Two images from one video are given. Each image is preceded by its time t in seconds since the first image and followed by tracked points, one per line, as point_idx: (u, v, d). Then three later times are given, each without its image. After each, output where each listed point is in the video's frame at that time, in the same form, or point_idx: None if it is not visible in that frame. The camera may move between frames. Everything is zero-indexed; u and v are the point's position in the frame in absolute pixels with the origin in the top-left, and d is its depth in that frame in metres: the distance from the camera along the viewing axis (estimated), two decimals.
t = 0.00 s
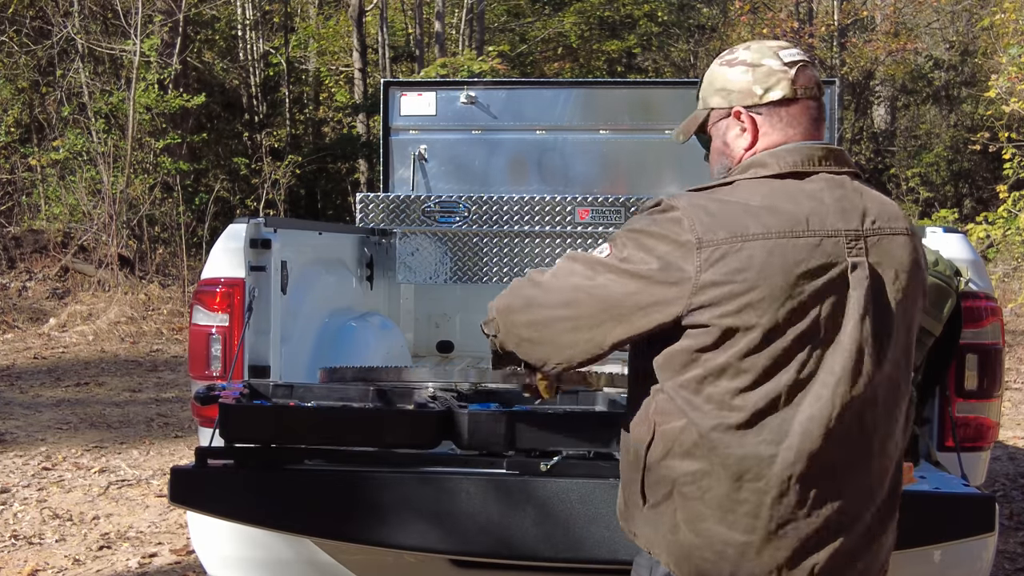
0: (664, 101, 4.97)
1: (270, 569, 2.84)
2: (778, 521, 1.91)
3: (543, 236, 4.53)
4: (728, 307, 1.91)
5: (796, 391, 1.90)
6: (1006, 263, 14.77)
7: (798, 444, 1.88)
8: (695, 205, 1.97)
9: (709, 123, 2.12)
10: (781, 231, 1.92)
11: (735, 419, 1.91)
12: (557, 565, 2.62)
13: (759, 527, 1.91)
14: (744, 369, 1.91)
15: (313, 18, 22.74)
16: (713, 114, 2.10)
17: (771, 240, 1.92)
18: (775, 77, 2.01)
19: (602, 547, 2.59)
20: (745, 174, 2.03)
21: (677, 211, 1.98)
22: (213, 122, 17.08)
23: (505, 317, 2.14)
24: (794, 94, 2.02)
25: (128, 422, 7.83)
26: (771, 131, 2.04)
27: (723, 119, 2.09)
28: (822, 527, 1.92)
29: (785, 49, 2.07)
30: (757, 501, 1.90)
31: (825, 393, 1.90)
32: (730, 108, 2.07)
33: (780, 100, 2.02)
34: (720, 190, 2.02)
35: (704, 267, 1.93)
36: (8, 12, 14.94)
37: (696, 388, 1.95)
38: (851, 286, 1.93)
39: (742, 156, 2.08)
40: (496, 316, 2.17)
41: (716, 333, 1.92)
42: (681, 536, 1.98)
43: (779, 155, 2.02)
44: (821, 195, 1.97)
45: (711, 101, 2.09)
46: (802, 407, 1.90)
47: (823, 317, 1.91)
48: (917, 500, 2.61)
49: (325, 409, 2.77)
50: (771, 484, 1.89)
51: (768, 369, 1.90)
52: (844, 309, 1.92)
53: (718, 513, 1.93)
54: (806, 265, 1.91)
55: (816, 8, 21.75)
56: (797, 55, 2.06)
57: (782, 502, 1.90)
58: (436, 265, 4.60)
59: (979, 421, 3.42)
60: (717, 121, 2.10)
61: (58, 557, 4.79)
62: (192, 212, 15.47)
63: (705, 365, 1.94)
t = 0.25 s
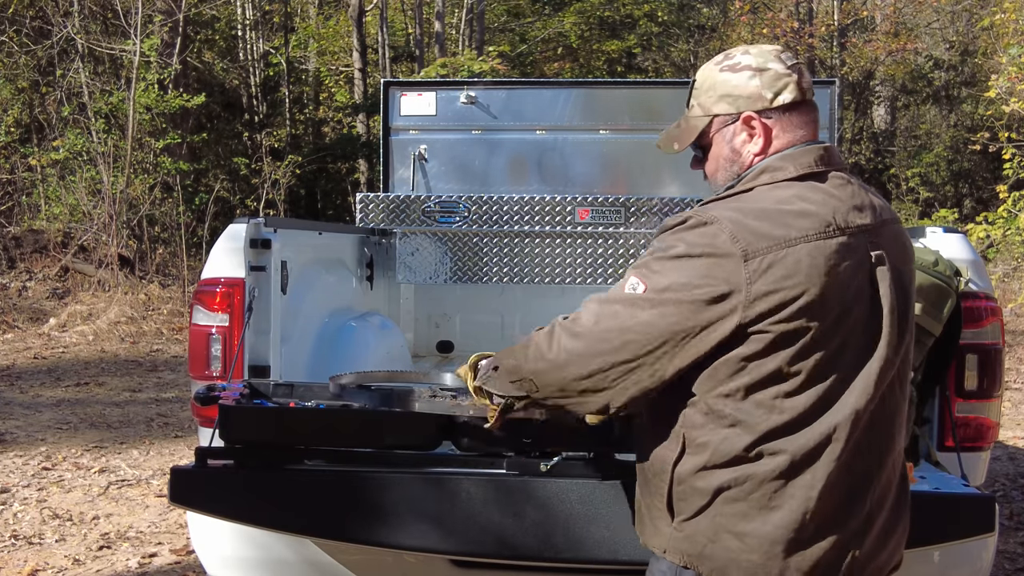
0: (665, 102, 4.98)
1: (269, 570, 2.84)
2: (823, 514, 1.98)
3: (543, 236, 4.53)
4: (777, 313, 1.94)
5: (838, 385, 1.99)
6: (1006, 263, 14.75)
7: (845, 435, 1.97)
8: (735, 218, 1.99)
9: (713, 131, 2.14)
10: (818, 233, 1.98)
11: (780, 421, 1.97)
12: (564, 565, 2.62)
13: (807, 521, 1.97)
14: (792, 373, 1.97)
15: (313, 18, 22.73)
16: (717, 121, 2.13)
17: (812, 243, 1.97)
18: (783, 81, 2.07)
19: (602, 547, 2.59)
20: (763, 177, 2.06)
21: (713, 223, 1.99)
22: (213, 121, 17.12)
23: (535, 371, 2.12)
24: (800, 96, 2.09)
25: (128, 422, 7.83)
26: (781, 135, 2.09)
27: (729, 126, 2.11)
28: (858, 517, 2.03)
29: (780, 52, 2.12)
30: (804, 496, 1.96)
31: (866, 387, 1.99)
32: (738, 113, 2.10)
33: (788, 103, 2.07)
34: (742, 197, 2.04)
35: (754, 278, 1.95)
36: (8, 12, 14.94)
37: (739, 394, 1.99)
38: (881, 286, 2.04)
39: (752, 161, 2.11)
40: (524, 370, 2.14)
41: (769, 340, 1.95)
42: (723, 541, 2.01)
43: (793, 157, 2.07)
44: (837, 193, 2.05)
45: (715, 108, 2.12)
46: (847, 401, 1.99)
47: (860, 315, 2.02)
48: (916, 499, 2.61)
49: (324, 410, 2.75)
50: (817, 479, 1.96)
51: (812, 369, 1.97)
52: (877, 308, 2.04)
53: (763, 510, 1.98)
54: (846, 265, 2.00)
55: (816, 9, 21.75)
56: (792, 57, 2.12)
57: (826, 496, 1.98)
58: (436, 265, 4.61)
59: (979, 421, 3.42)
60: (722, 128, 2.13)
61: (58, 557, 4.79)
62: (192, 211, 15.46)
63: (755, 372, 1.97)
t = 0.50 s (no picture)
0: (666, 101, 4.97)
1: (268, 570, 2.84)
2: (841, 513, 1.99)
3: (543, 236, 4.53)
4: (804, 318, 1.93)
5: (852, 383, 2.00)
6: (1006, 263, 14.74)
7: (862, 430, 1.98)
8: (751, 230, 1.96)
9: (703, 142, 2.13)
10: (830, 235, 1.98)
11: (804, 422, 1.97)
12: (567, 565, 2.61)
13: (826, 520, 1.97)
14: (815, 376, 1.97)
15: (313, 18, 22.72)
16: (706, 132, 2.12)
17: (826, 245, 1.97)
18: (768, 86, 2.07)
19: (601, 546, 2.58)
20: (764, 182, 2.05)
21: (728, 240, 1.95)
22: (213, 121, 17.15)
23: (621, 459, 2.04)
24: (787, 99, 2.08)
25: (128, 422, 7.83)
26: (772, 139, 2.08)
27: (720, 136, 2.10)
28: (870, 514, 2.04)
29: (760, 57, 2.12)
30: (824, 496, 1.97)
31: (876, 384, 2.01)
32: (728, 122, 2.09)
33: (776, 107, 2.07)
34: (746, 203, 2.04)
35: (781, 288, 1.92)
36: (8, 12, 14.93)
37: (769, 402, 1.98)
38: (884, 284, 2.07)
39: (747, 168, 2.10)
40: (608, 458, 2.06)
41: (792, 346, 1.94)
42: (744, 544, 2.00)
43: (792, 160, 2.07)
44: (838, 193, 2.06)
45: (704, 118, 2.11)
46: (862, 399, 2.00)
47: (869, 313, 2.03)
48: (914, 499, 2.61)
49: (324, 409, 2.75)
50: (836, 478, 1.98)
51: (829, 371, 1.97)
52: (882, 306, 2.06)
53: (783, 512, 1.98)
54: (856, 265, 2.01)
55: (817, 9, 21.73)
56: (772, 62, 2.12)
57: (844, 494, 1.98)
58: (436, 265, 4.61)
59: (979, 421, 3.42)
60: (712, 137, 2.12)
61: (58, 557, 4.79)
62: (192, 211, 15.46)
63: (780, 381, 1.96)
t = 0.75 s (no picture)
0: (665, 101, 4.97)
1: (269, 570, 2.84)
2: (846, 519, 1.99)
3: (543, 236, 4.53)
4: (807, 328, 1.93)
5: (855, 388, 2.00)
6: (1006, 264, 14.72)
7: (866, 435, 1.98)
8: (751, 240, 1.96)
9: (701, 150, 2.13)
10: (832, 242, 1.98)
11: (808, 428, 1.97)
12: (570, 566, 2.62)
13: (831, 525, 1.97)
14: (818, 384, 1.96)
15: (313, 18, 22.71)
16: (703, 139, 2.12)
17: (828, 253, 1.97)
18: (765, 91, 2.06)
19: (602, 547, 2.58)
20: (764, 189, 2.06)
21: (729, 251, 1.96)
22: (213, 121, 17.17)
23: (623, 464, 2.05)
24: (784, 103, 2.09)
25: (128, 422, 7.82)
26: (769, 145, 2.09)
27: (717, 143, 2.11)
28: (873, 517, 2.05)
29: (755, 62, 2.12)
30: (829, 503, 1.97)
31: (879, 389, 2.01)
32: (725, 129, 2.09)
33: (773, 112, 2.07)
34: (745, 210, 2.05)
35: (783, 297, 1.92)
36: (8, 12, 14.94)
37: (774, 411, 1.98)
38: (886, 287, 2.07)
39: (745, 175, 2.11)
40: (610, 463, 2.08)
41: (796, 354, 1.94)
42: (749, 551, 2.01)
43: (791, 165, 2.07)
44: (838, 196, 2.06)
45: (701, 126, 2.11)
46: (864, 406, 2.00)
47: (871, 318, 2.02)
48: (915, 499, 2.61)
49: (325, 410, 2.75)
50: (840, 485, 1.98)
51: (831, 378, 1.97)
52: (883, 308, 2.06)
53: (787, 519, 1.98)
54: (859, 270, 2.00)
55: (817, 9, 21.71)
56: (767, 67, 2.12)
57: (849, 499, 1.99)
58: (437, 265, 4.62)
59: (979, 421, 3.42)
60: (709, 145, 2.12)
61: (58, 557, 4.79)
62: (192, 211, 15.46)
63: (785, 391, 1.96)
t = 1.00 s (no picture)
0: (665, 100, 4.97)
1: (269, 570, 2.84)
2: (828, 521, 1.99)
3: (543, 236, 4.53)
4: (791, 327, 1.93)
5: (842, 390, 2.00)
6: (1006, 264, 14.72)
7: (851, 439, 1.98)
8: (737, 239, 1.96)
9: (695, 147, 2.13)
10: (819, 244, 1.98)
11: (792, 429, 1.97)
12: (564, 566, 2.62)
13: (813, 528, 1.97)
14: (803, 384, 1.96)
15: (313, 18, 22.70)
16: (698, 136, 2.12)
17: (816, 253, 1.97)
18: (760, 89, 2.06)
19: (602, 547, 2.58)
20: (755, 187, 2.06)
21: (715, 248, 1.96)
22: (213, 121, 17.18)
23: (605, 459, 2.06)
24: (779, 103, 2.08)
25: (128, 422, 7.83)
26: (764, 143, 2.09)
27: (712, 141, 2.11)
28: (859, 520, 2.04)
29: (752, 60, 2.12)
30: (811, 504, 1.97)
31: (867, 391, 2.00)
32: (719, 127, 2.09)
33: (768, 110, 2.07)
34: (735, 208, 2.05)
35: (766, 297, 1.92)
36: (8, 12, 14.94)
37: (755, 410, 1.98)
38: (878, 290, 2.06)
39: (740, 173, 2.11)
40: (593, 458, 2.09)
41: (779, 355, 1.94)
42: (729, 551, 2.00)
43: (784, 164, 2.07)
44: (831, 198, 2.06)
45: (695, 123, 2.11)
46: (851, 407, 1.99)
47: (862, 320, 2.02)
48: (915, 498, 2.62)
49: (325, 410, 2.75)
50: (823, 487, 1.97)
51: (817, 379, 1.97)
52: (876, 310, 2.05)
53: (768, 520, 1.98)
54: (847, 272, 2.00)
55: (817, 8, 21.68)
56: (764, 65, 2.12)
57: (831, 501, 1.98)
58: (436, 265, 4.61)
59: (978, 421, 3.42)
60: (704, 142, 2.12)
61: (58, 557, 4.79)
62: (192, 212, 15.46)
63: (767, 391, 1.96)
